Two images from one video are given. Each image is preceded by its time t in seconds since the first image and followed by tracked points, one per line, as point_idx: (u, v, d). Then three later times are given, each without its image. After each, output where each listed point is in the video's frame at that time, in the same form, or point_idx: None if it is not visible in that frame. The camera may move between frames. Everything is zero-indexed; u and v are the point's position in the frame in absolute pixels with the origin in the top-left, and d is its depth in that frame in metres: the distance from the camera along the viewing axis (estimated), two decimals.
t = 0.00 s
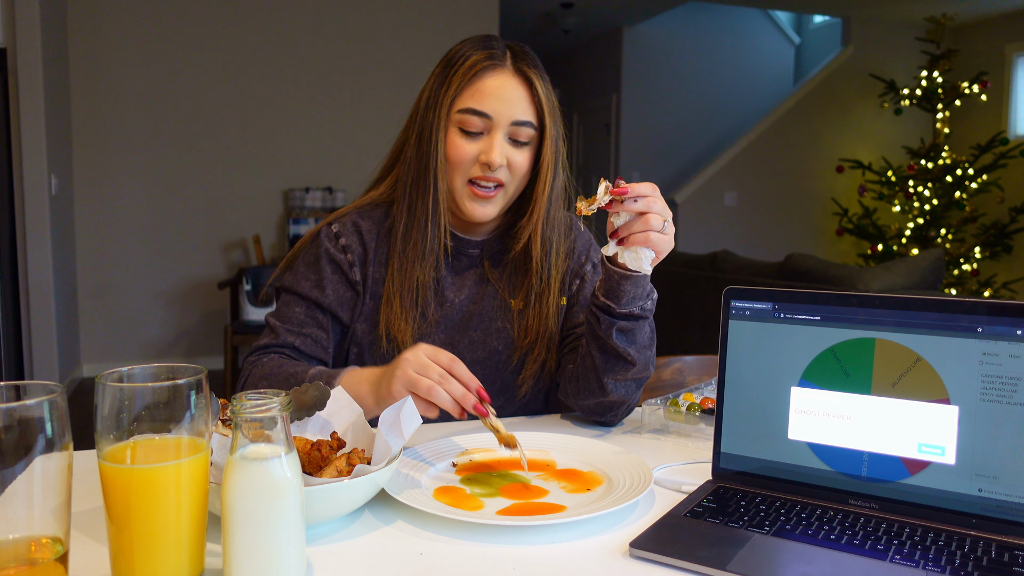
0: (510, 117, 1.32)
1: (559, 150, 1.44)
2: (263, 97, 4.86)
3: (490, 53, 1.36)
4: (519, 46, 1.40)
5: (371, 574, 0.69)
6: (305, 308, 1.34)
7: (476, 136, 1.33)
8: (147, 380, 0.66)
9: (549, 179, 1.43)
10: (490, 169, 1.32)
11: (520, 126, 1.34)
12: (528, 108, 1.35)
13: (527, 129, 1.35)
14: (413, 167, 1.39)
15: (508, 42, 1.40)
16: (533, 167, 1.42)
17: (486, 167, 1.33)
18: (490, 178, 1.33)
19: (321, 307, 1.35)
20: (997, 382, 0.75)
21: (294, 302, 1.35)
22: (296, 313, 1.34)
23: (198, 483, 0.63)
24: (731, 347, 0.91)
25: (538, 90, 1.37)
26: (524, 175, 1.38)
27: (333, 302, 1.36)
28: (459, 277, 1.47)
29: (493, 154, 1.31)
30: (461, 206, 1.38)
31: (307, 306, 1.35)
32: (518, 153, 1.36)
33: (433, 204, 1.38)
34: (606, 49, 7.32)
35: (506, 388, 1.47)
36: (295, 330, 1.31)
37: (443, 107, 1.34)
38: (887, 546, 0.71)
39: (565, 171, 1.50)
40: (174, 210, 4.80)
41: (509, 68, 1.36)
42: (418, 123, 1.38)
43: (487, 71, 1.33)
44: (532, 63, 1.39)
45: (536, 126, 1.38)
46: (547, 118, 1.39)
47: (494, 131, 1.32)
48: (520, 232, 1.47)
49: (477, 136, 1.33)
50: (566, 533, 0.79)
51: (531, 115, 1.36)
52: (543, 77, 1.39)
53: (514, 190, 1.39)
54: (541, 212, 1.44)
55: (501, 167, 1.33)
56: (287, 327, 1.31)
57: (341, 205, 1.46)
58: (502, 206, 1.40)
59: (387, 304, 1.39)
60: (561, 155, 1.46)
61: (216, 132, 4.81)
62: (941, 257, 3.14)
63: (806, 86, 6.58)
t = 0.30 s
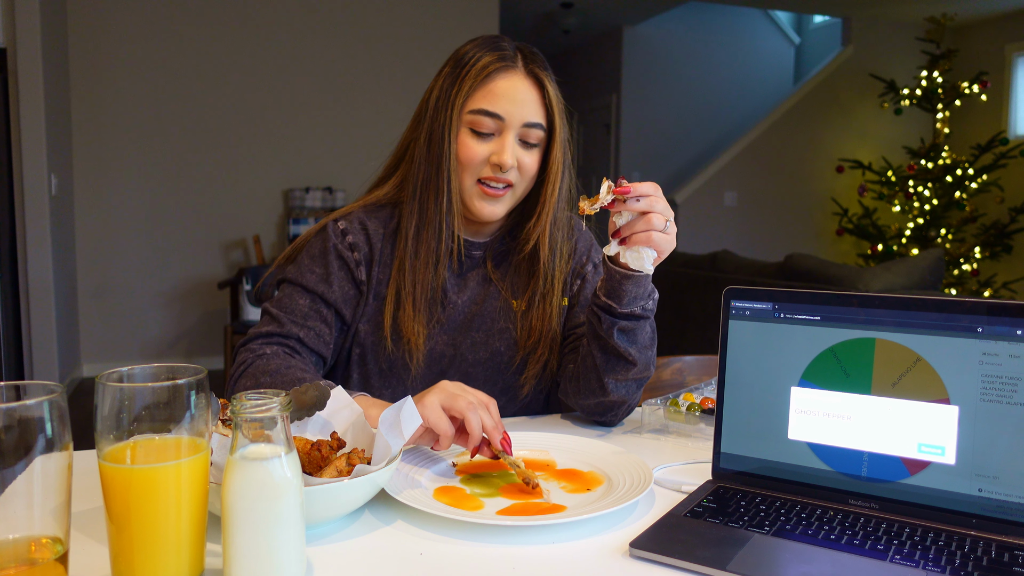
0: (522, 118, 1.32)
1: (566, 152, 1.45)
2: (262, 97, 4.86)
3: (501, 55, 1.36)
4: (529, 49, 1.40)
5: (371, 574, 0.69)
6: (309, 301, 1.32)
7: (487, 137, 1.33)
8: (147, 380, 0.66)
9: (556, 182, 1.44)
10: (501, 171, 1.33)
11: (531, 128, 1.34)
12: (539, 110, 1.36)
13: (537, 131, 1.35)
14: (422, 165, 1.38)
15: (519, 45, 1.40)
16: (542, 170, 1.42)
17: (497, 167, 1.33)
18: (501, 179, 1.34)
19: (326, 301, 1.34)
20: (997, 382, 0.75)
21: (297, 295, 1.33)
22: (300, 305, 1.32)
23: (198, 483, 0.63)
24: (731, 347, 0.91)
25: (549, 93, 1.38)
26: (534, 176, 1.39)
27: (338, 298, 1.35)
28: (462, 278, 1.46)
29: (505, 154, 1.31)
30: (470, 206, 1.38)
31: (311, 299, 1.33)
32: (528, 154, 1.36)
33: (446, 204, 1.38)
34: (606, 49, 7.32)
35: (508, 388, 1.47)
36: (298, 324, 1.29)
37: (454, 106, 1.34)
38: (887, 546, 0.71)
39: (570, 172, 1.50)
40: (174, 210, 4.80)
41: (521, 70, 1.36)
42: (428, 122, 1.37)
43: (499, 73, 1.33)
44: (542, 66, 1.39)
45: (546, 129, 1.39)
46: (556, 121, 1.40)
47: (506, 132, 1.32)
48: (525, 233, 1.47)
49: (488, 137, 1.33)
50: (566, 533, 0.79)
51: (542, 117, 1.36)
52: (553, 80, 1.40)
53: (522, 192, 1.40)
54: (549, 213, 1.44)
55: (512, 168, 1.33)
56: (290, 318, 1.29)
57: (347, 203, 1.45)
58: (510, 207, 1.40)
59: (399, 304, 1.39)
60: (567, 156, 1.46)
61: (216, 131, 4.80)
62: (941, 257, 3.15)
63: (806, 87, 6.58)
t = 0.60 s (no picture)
0: (522, 118, 1.32)
1: (566, 152, 1.45)
2: (263, 96, 4.86)
3: (501, 55, 1.36)
4: (529, 49, 1.40)
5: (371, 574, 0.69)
6: (307, 300, 1.32)
7: (487, 137, 1.33)
8: (147, 380, 0.66)
9: (555, 182, 1.44)
10: (500, 171, 1.32)
11: (530, 128, 1.34)
12: (538, 111, 1.36)
13: (537, 132, 1.35)
14: (423, 165, 1.38)
15: (518, 45, 1.40)
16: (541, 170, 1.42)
17: (497, 168, 1.33)
18: (500, 180, 1.33)
19: (324, 301, 1.34)
20: (997, 382, 0.75)
21: (295, 294, 1.33)
22: (298, 304, 1.32)
23: (198, 483, 0.63)
24: (731, 347, 0.91)
25: (548, 93, 1.38)
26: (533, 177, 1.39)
27: (336, 299, 1.36)
28: (461, 279, 1.46)
29: (504, 155, 1.31)
30: (470, 207, 1.38)
31: (308, 298, 1.33)
32: (527, 155, 1.36)
33: (446, 205, 1.37)
34: (606, 49, 7.32)
35: (508, 388, 1.47)
36: (294, 322, 1.29)
37: (453, 106, 1.34)
38: (887, 546, 0.71)
39: (570, 172, 1.50)
40: (174, 211, 4.80)
41: (520, 70, 1.36)
42: (427, 123, 1.37)
43: (498, 73, 1.33)
44: (542, 65, 1.39)
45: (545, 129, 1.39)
46: (555, 120, 1.39)
47: (505, 132, 1.32)
48: (524, 234, 1.47)
49: (488, 138, 1.33)
50: (566, 533, 0.79)
51: (541, 117, 1.36)
52: (552, 80, 1.40)
53: (522, 192, 1.40)
54: (548, 213, 1.44)
55: (511, 168, 1.33)
56: (286, 317, 1.29)
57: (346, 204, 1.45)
58: (510, 208, 1.40)
59: (404, 305, 1.40)
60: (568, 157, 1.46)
61: (216, 131, 4.81)
62: (941, 257, 3.15)
63: (806, 86, 6.58)
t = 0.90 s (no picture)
0: (519, 116, 1.32)
1: (563, 151, 1.45)
2: (263, 96, 4.86)
3: (498, 52, 1.36)
4: (526, 47, 1.40)
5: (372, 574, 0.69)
6: (306, 301, 1.32)
7: (484, 135, 1.33)
8: (147, 380, 0.66)
9: (553, 180, 1.43)
10: (498, 168, 1.32)
11: (527, 126, 1.34)
12: (536, 108, 1.35)
13: (534, 129, 1.35)
14: (421, 164, 1.38)
15: (515, 43, 1.40)
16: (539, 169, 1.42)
17: (494, 166, 1.33)
18: (497, 177, 1.33)
19: (324, 301, 1.34)
20: (997, 382, 0.75)
21: (295, 295, 1.33)
22: (297, 305, 1.32)
23: (198, 483, 0.63)
24: (731, 347, 0.91)
25: (546, 91, 1.38)
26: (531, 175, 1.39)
27: (337, 300, 1.36)
28: (461, 279, 1.46)
29: (501, 153, 1.31)
30: (468, 205, 1.38)
31: (307, 299, 1.33)
32: (525, 152, 1.35)
33: (444, 203, 1.37)
34: (606, 50, 7.32)
35: (508, 388, 1.47)
36: (294, 323, 1.29)
37: (451, 104, 1.34)
38: (887, 546, 0.71)
39: (568, 171, 1.50)
40: (174, 211, 4.80)
41: (517, 67, 1.36)
42: (425, 121, 1.37)
43: (495, 71, 1.33)
44: (539, 63, 1.39)
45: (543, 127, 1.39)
46: (553, 118, 1.39)
47: (503, 129, 1.32)
48: (522, 233, 1.47)
49: (485, 135, 1.33)
50: (566, 533, 0.79)
51: (539, 115, 1.36)
52: (550, 78, 1.40)
53: (520, 190, 1.40)
54: (546, 212, 1.44)
55: (509, 166, 1.33)
56: (286, 318, 1.29)
57: (345, 204, 1.46)
58: (508, 205, 1.39)
59: (403, 304, 1.40)
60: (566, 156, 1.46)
61: (216, 131, 4.80)
62: (941, 257, 3.15)
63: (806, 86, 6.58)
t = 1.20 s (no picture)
0: (521, 116, 1.32)
1: (565, 151, 1.44)
2: (263, 96, 4.86)
3: (500, 53, 1.36)
4: (528, 48, 1.40)
5: (372, 574, 0.69)
6: (307, 301, 1.32)
7: (486, 134, 1.33)
8: (147, 380, 0.66)
9: (554, 180, 1.43)
10: (499, 168, 1.32)
11: (529, 126, 1.33)
12: (538, 109, 1.35)
13: (536, 129, 1.35)
14: (423, 164, 1.38)
15: (517, 44, 1.40)
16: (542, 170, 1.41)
17: (495, 165, 1.33)
18: (499, 177, 1.33)
19: (324, 302, 1.34)
20: (997, 382, 0.75)
21: (295, 295, 1.33)
22: (298, 306, 1.32)
23: (198, 482, 0.63)
24: (731, 347, 0.91)
25: (547, 91, 1.37)
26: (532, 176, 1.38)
27: (337, 300, 1.36)
28: (461, 280, 1.46)
29: (503, 152, 1.31)
30: (470, 205, 1.38)
31: (307, 299, 1.33)
32: (527, 152, 1.35)
33: (445, 203, 1.37)
34: (606, 50, 7.32)
35: (508, 389, 1.47)
36: (294, 323, 1.29)
37: (453, 104, 1.33)
38: (887, 546, 0.71)
39: (569, 171, 1.50)
40: (174, 211, 4.80)
41: (519, 68, 1.36)
42: (427, 122, 1.38)
43: (497, 71, 1.33)
44: (541, 64, 1.39)
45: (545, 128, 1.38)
46: (555, 119, 1.39)
47: (504, 129, 1.32)
48: (524, 233, 1.47)
49: (487, 135, 1.33)
50: (566, 533, 0.79)
51: (541, 115, 1.36)
52: (552, 79, 1.39)
53: (521, 190, 1.39)
54: (547, 212, 1.44)
55: (511, 165, 1.32)
56: (286, 318, 1.29)
57: (345, 204, 1.46)
58: (510, 206, 1.39)
59: (403, 303, 1.40)
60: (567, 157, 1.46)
61: (216, 131, 4.81)
62: (941, 257, 3.15)
63: (806, 86, 6.58)
